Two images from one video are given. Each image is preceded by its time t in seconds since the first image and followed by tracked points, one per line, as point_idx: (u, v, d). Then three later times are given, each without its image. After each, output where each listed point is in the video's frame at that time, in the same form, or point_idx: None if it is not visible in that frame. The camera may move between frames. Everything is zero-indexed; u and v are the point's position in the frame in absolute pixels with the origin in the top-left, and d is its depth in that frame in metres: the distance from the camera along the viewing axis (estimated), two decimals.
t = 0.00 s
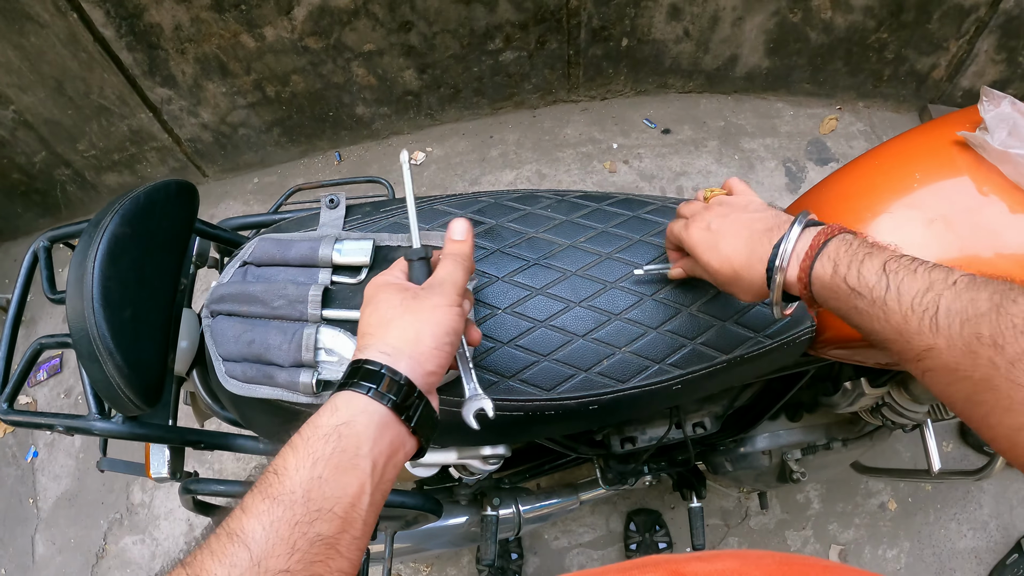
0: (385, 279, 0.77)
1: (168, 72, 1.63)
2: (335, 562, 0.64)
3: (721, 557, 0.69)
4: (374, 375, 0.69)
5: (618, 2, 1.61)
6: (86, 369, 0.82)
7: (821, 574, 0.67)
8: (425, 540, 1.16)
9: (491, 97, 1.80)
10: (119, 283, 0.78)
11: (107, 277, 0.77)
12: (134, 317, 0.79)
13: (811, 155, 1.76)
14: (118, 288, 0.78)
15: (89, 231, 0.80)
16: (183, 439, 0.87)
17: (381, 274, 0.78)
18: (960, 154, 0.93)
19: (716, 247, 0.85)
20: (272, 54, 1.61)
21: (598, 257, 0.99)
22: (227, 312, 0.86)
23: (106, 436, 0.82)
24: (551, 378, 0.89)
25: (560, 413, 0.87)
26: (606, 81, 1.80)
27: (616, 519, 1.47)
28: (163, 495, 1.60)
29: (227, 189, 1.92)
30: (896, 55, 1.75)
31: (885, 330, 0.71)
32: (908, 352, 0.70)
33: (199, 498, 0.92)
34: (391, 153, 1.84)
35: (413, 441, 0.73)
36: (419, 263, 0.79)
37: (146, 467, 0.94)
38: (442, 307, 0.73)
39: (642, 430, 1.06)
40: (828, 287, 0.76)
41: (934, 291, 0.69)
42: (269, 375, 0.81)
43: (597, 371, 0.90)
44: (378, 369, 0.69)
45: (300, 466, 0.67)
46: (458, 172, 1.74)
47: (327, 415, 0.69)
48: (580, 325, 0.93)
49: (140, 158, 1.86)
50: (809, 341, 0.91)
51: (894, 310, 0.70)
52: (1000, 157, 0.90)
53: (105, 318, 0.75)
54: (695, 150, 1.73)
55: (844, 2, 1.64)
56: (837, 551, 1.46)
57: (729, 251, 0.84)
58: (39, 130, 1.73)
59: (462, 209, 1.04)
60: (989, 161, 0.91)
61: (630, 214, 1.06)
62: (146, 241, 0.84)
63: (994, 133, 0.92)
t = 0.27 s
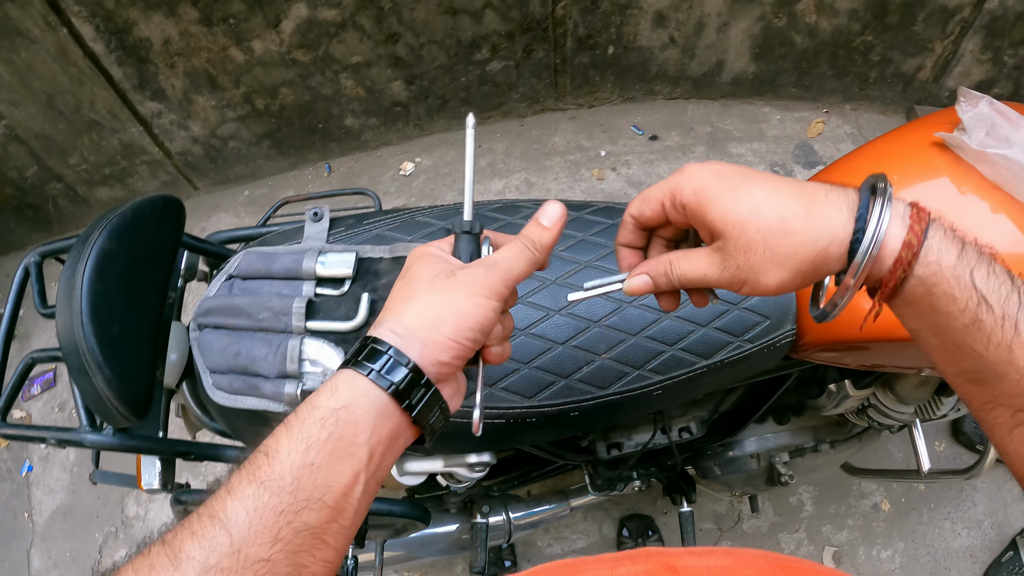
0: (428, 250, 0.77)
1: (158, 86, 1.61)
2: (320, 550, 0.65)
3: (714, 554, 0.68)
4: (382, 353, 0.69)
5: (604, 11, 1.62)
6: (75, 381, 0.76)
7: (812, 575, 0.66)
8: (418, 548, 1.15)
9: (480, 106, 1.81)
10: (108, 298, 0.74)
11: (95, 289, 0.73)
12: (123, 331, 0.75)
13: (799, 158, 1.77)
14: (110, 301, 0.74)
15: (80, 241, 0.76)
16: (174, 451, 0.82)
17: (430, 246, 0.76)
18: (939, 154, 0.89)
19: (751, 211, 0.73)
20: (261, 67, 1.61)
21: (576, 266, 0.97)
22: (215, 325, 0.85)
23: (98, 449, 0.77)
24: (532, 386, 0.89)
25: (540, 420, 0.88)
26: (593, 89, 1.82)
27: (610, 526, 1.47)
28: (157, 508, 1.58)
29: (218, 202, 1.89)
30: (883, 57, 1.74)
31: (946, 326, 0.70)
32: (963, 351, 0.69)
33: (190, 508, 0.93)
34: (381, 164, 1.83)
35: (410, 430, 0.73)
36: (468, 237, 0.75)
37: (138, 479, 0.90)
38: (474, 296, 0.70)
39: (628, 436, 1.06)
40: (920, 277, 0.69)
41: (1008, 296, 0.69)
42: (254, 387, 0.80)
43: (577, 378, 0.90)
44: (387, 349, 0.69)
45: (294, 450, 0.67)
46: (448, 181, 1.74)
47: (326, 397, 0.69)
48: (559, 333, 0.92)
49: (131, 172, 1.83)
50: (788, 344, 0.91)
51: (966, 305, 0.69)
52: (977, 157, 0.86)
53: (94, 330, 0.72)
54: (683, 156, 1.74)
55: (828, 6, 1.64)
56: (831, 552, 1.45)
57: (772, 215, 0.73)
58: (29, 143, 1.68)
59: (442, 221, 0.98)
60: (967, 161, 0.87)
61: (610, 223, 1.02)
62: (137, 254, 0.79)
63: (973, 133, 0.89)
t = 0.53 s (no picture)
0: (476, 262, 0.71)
1: (150, 100, 1.56)
2: (313, 567, 0.63)
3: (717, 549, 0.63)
4: (389, 369, 0.64)
5: (591, 19, 1.59)
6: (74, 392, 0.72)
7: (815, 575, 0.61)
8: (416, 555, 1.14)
9: (469, 116, 1.77)
10: (110, 309, 0.68)
11: (93, 301, 0.66)
12: (122, 343, 0.68)
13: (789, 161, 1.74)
14: (109, 312, 0.68)
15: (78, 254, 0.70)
16: (169, 462, 0.76)
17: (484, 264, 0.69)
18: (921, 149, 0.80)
19: (765, 148, 0.68)
20: (252, 79, 1.56)
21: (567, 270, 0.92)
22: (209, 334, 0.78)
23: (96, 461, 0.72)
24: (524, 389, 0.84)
25: (531, 424, 0.84)
26: (581, 97, 1.79)
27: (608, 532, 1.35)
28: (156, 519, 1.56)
29: (211, 215, 1.87)
30: (868, 59, 1.69)
31: (966, 261, 0.67)
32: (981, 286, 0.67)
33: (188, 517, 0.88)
34: (370, 175, 1.80)
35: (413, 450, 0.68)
36: (525, 260, 0.68)
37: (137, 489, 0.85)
38: (506, 334, 0.64)
39: (621, 438, 1.00)
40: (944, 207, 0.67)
41: None
42: (250, 396, 0.73)
43: (567, 381, 0.85)
44: (397, 366, 0.64)
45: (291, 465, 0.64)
46: (438, 192, 1.72)
47: (327, 409, 0.65)
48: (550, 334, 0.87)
49: (124, 186, 1.79)
50: (777, 345, 0.85)
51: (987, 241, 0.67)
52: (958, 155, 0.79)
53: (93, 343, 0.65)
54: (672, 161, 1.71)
55: (813, 10, 1.59)
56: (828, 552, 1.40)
57: (785, 149, 0.68)
58: (22, 159, 1.66)
59: (431, 230, 0.91)
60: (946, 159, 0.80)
61: (596, 229, 0.97)
62: (131, 268, 0.72)
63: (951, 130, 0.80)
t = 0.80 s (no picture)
0: (464, 275, 0.71)
1: (149, 101, 1.55)
2: None
3: (721, 548, 0.63)
4: (422, 402, 0.64)
5: (591, 18, 1.58)
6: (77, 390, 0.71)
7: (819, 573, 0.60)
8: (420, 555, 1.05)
9: (469, 116, 1.76)
10: (114, 307, 0.68)
11: (97, 300, 0.66)
12: (126, 341, 0.68)
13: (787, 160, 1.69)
14: (113, 310, 0.67)
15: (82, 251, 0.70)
16: (174, 461, 0.76)
17: (463, 274, 0.71)
18: (924, 150, 0.81)
19: (773, 148, 0.67)
20: (252, 80, 1.55)
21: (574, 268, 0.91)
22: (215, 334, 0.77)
23: (98, 461, 0.71)
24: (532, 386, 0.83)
25: (539, 421, 0.83)
26: (582, 96, 1.78)
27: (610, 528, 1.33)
28: (156, 522, 1.49)
29: (211, 216, 1.86)
30: (867, 58, 1.69)
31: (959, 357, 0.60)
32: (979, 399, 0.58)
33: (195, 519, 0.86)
34: (371, 175, 1.80)
35: (457, 478, 0.68)
36: (508, 260, 0.70)
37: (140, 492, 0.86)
38: (523, 337, 0.65)
39: (627, 436, 0.98)
40: (944, 303, 0.61)
41: None
42: (256, 395, 0.72)
43: (575, 378, 0.84)
44: (430, 397, 0.63)
45: (321, 504, 0.62)
46: (438, 192, 1.72)
47: (359, 448, 0.64)
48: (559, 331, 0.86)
49: (123, 187, 1.78)
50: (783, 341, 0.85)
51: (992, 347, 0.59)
52: (961, 152, 0.79)
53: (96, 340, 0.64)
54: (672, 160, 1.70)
55: (812, 9, 1.59)
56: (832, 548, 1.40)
57: (787, 160, 0.66)
58: (20, 159, 1.65)
59: (438, 227, 0.90)
60: (952, 155, 0.80)
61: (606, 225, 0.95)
62: (138, 266, 0.72)
63: (954, 127, 0.81)
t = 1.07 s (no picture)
0: (463, 291, 0.71)
1: (148, 100, 1.52)
2: None
3: (723, 555, 0.61)
4: (435, 422, 0.63)
5: (591, 17, 1.55)
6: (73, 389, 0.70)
7: None
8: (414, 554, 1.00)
9: (469, 114, 1.74)
10: (112, 305, 0.67)
11: (94, 298, 0.65)
12: (123, 339, 0.67)
13: (788, 158, 1.68)
14: (110, 308, 0.66)
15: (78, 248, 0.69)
16: (175, 462, 0.76)
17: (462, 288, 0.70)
18: (929, 147, 0.80)
19: (742, 274, 0.71)
20: (252, 79, 1.52)
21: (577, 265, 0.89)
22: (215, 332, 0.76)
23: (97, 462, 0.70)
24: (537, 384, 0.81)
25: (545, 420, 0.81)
26: (582, 94, 1.75)
27: (611, 528, 1.31)
28: (156, 522, 1.45)
29: (210, 216, 1.84)
30: (867, 56, 1.68)
31: (893, 520, 0.64)
32: (920, 566, 0.63)
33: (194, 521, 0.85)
34: (371, 174, 1.78)
35: (477, 499, 0.67)
36: (509, 272, 0.69)
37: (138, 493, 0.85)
38: (533, 343, 0.65)
39: (631, 434, 0.93)
40: (869, 463, 0.66)
41: (962, 507, 0.66)
42: (256, 394, 0.71)
43: (580, 376, 0.82)
44: (444, 417, 0.63)
45: (331, 529, 0.63)
46: (439, 190, 1.70)
47: (370, 471, 0.64)
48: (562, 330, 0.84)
49: (123, 187, 1.74)
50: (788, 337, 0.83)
51: (913, 504, 0.65)
52: (967, 148, 0.77)
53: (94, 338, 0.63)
54: (673, 159, 1.68)
55: (812, 6, 1.56)
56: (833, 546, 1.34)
57: (749, 287, 0.69)
58: (19, 160, 1.59)
59: (440, 224, 0.89)
60: (957, 151, 0.78)
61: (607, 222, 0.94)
62: (136, 264, 0.71)
63: (959, 123, 0.79)
